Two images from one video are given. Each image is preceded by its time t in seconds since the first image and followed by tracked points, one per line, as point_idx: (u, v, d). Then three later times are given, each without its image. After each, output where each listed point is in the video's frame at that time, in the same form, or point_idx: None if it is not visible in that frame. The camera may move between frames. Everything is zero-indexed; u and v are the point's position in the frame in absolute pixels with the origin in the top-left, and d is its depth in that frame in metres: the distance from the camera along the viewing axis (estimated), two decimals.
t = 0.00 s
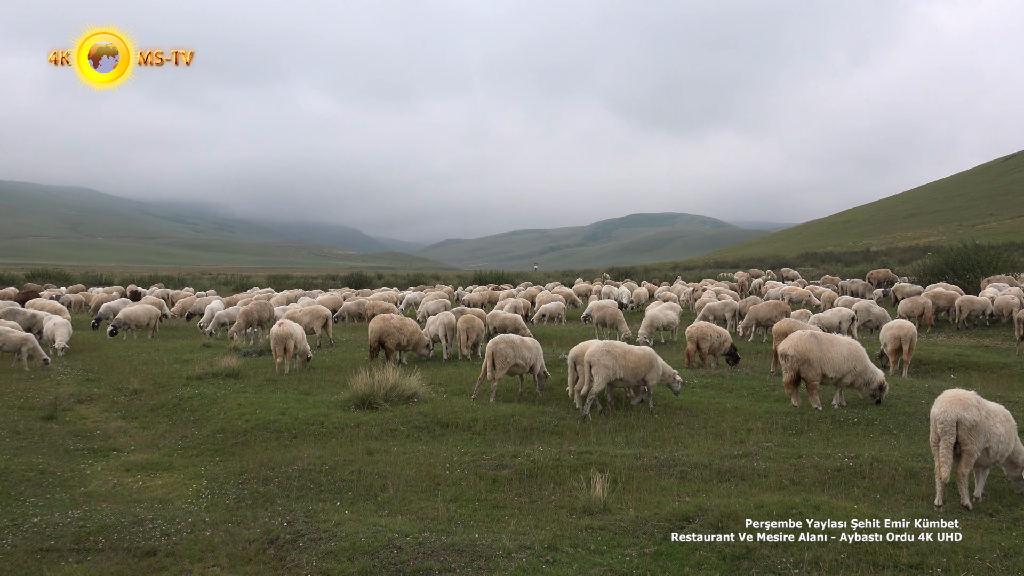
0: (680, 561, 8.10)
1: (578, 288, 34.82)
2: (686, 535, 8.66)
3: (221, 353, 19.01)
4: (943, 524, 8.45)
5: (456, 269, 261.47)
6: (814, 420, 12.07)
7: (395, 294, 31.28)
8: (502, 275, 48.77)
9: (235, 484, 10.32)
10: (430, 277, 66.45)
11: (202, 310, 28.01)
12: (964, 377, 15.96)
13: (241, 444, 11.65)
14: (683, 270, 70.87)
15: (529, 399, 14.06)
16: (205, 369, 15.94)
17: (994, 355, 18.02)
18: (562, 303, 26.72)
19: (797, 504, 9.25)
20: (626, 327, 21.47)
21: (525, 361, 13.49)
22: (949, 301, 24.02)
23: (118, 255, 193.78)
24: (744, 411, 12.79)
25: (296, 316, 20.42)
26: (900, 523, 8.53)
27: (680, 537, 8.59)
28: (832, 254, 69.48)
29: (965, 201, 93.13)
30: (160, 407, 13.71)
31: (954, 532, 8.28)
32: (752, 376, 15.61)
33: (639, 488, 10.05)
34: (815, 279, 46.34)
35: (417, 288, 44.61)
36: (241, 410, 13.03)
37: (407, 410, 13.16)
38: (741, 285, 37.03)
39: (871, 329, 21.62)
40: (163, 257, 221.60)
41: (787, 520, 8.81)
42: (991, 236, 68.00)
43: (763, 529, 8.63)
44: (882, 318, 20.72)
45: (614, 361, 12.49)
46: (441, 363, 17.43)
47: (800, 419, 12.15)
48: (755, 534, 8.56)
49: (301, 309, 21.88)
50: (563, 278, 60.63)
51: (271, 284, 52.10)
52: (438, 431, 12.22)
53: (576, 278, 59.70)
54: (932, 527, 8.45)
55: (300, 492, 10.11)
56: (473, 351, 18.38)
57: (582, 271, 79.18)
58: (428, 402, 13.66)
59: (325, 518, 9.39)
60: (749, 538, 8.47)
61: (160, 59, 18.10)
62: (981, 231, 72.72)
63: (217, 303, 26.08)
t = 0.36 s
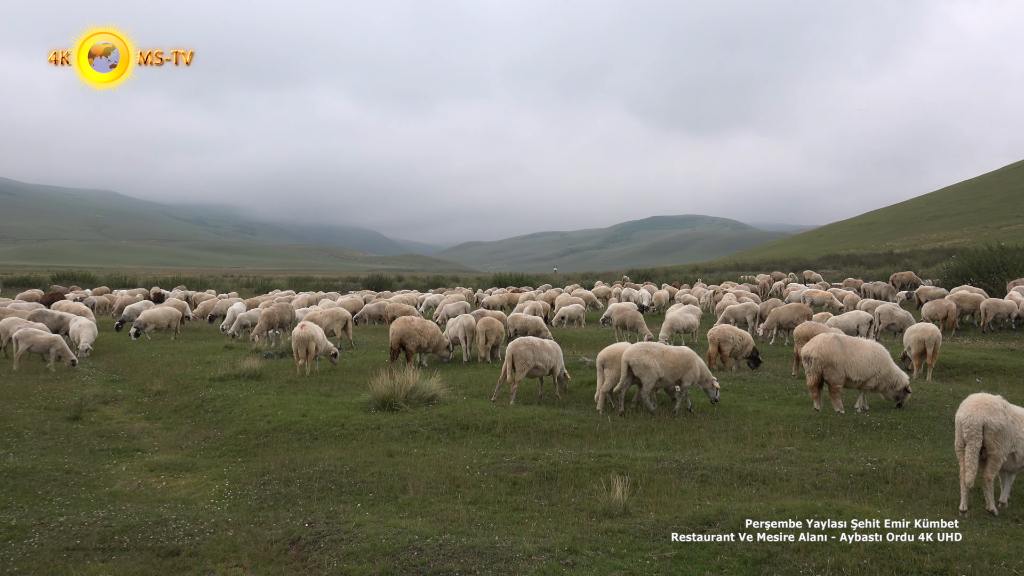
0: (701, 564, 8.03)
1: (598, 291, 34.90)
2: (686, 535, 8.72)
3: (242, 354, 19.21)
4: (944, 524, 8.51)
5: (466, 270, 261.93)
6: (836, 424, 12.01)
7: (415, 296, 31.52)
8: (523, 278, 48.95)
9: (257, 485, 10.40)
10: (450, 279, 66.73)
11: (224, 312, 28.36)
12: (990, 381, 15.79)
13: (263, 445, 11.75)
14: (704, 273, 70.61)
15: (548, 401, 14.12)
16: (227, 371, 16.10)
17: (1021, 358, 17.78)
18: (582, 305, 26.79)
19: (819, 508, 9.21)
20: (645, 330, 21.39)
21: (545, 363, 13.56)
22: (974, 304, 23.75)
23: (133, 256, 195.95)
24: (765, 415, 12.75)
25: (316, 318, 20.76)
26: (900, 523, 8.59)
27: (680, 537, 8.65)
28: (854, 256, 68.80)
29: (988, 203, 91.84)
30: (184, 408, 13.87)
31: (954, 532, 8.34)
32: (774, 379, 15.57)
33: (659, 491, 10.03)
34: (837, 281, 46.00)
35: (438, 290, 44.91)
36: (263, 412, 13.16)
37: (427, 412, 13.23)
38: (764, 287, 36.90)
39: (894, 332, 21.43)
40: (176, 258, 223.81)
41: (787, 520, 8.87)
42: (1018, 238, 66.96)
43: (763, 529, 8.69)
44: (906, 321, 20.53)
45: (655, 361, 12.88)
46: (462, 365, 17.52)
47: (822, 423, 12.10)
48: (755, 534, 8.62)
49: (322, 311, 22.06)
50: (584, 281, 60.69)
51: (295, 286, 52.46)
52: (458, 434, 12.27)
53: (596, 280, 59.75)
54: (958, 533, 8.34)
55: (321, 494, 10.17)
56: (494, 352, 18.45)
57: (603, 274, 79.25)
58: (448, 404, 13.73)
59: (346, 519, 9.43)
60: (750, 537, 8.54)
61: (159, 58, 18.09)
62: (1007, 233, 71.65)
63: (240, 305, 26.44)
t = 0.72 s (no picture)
0: (722, 568, 7.98)
1: (618, 292, 34.95)
2: (686, 535, 8.80)
3: (264, 355, 19.40)
4: (944, 524, 8.56)
5: (475, 270, 262.31)
6: (859, 427, 11.94)
7: (435, 299, 31.69)
8: (543, 280, 49.00)
9: (279, 485, 10.48)
10: (470, 281, 66.91)
11: (245, 314, 28.69)
12: (1017, 385, 15.57)
13: (284, 446, 11.85)
14: (725, 275, 70.30)
15: (568, 403, 14.15)
16: (249, 372, 16.24)
17: None
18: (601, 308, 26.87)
19: (842, 512, 9.16)
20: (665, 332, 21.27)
21: (565, 365, 13.60)
22: (1000, 307, 23.40)
23: (147, 256, 197.89)
24: (786, 418, 12.70)
25: (336, 320, 21.22)
26: (900, 523, 8.66)
27: (680, 537, 8.73)
28: (877, 258, 68.09)
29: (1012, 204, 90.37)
30: (207, 409, 14.03)
31: (954, 532, 8.39)
32: (796, 383, 15.50)
33: (680, 494, 10.00)
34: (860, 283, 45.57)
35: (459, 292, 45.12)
36: (284, 413, 13.26)
37: (447, 414, 13.29)
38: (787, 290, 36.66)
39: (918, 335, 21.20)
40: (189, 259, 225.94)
41: (787, 520, 8.94)
42: None
43: (763, 529, 8.77)
44: (931, 324, 20.31)
45: (697, 364, 12.82)
46: (482, 367, 17.59)
47: (844, 426, 12.03)
48: (754, 534, 8.70)
49: (341, 312, 22.24)
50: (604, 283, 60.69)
51: (316, 288, 52.90)
52: (478, 435, 12.32)
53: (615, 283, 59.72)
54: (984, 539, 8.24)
55: (342, 494, 10.23)
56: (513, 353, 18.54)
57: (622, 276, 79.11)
58: (467, 406, 13.79)
59: (367, 519, 9.47)
60: (749, 537, 8.62)
61: (161, 59, 18.50)
62: None
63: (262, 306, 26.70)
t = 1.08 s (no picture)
0: (746, 572, 7.92)
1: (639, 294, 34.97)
2: (686, 535, 8.88)
3: (286, 356, 19.58)
4: (943, 524, 8.65)
5: (485, 271, 262.52)
6: (884, 431, 11.86)
7: (457, 300, 31.86)
8: (564, 282, 49.00)
9: (302, 485, 10.55)
10: (491, 282, 67.05)
11: (267, 314, 29.01)
12: None
13: (307, 446, 11.93)
14: (748, 277, 69.91)
15: (589, 406, 14.17)
16: (272, 372, 16.39)
17: None
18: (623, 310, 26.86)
19: (868, 517, 9.12)
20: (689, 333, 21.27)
21: (587, 367, 13.63)
22: None
23: (162, 257, 200.14)
24: (810, 421, 12.63)
25: (358, 321, 21.35)
26: (900, 523, 8.76)
27: (680, 537, 8.81)
28: (903, 261, 67.25)
29: None
30: (230, 409, 14.19)
31: (953, 532, 8.48)
32: (821, 386, 15.42)
33: (702, 498, 9.97)
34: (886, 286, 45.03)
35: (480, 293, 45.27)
36: (306, 413, 13.36)
37: (469, 415, 13.35)
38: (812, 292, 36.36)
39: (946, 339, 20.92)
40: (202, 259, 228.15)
41: (787, 520, 9.02)
42: None
43: (763, 529, 8.85)
44: (958, 327, 20.08)
45: (738, 364, 12.91)
46: (504, 369, 17.64)
47: (870, 430, 11.95)
48: (755, 534, 8.77)
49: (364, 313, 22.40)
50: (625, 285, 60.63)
51: (339, 288, 53.30)
52: (500, 437, 12.35)
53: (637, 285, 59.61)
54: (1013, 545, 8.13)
55: (364, 495, 10.29)
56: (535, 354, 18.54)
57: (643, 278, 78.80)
58: (489, 408, 13.85)
59: (389, 520, 9.51)
60: (749, 537, 8.70)
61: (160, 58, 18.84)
62: None
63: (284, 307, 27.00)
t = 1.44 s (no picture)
0: None
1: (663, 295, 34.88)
2: (685, 534, 8.98)
3: (312, 356, 19.78)
4: (943, 524, 8.72)
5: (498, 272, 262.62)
6: (914, 436, 11.74)
7: (481, 301, 31.97)
8: (588, 283, 48.90)
9: (327, 485, 10.63)
10: (515, 284, 67.05)
11: (293, 315, 29.32)
12: None
13: (333, 446, 12.03)
14: (774, 278, 69.33)
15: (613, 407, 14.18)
16: (298, 373, 16.55)
17: None
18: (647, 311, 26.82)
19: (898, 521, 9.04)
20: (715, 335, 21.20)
21: (612, 369, 13.62)
22: None
23: (179, 258, 202.39)
24: (838, 425, 12.54)
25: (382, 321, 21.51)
26: (899, 523, 8.85)
27: (680, 537, 8.91)
28: (931, 262, 66.26)
29: None
30: (257, 409, 14.34)
31: (953, 532, 8.55)
32: (849, 389, 15.28)
33: (728, 501, 9.92)
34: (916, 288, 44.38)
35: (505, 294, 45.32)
36: (332, 413, 13.46)
37: (493, 416, 13.39)
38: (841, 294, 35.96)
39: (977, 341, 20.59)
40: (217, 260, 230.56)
41: (787, 520, 9.13)
42: None
43: (763, 529, 8.95)
44: (989, 330, 19.78)
45: (781, 364, 12.85)
46: (528, 370, 17.67)
47: (899, 434, 11.84)
48: (755, 534, 8.87)
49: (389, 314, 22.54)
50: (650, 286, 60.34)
51: (363, 289, 53.62)
52: (524, 438, 12.38)
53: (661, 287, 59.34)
54: None
55: (390, 495, 10.35)
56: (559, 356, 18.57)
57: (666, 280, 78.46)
58: (514, 409, 13.90)
59: (414, 520, 9.55)
60: (749, 537, 8.80)
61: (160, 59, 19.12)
62: None
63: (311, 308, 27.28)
